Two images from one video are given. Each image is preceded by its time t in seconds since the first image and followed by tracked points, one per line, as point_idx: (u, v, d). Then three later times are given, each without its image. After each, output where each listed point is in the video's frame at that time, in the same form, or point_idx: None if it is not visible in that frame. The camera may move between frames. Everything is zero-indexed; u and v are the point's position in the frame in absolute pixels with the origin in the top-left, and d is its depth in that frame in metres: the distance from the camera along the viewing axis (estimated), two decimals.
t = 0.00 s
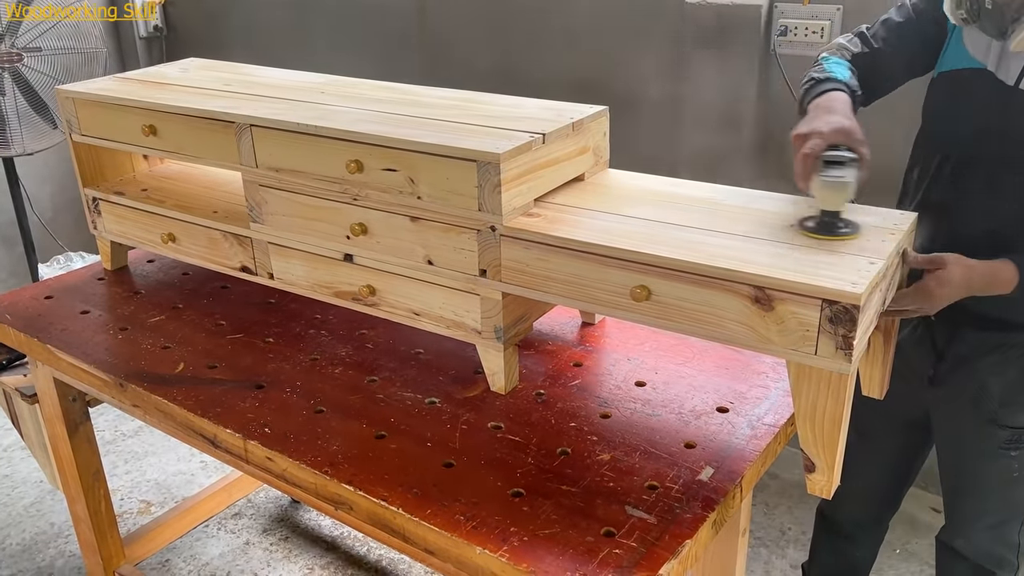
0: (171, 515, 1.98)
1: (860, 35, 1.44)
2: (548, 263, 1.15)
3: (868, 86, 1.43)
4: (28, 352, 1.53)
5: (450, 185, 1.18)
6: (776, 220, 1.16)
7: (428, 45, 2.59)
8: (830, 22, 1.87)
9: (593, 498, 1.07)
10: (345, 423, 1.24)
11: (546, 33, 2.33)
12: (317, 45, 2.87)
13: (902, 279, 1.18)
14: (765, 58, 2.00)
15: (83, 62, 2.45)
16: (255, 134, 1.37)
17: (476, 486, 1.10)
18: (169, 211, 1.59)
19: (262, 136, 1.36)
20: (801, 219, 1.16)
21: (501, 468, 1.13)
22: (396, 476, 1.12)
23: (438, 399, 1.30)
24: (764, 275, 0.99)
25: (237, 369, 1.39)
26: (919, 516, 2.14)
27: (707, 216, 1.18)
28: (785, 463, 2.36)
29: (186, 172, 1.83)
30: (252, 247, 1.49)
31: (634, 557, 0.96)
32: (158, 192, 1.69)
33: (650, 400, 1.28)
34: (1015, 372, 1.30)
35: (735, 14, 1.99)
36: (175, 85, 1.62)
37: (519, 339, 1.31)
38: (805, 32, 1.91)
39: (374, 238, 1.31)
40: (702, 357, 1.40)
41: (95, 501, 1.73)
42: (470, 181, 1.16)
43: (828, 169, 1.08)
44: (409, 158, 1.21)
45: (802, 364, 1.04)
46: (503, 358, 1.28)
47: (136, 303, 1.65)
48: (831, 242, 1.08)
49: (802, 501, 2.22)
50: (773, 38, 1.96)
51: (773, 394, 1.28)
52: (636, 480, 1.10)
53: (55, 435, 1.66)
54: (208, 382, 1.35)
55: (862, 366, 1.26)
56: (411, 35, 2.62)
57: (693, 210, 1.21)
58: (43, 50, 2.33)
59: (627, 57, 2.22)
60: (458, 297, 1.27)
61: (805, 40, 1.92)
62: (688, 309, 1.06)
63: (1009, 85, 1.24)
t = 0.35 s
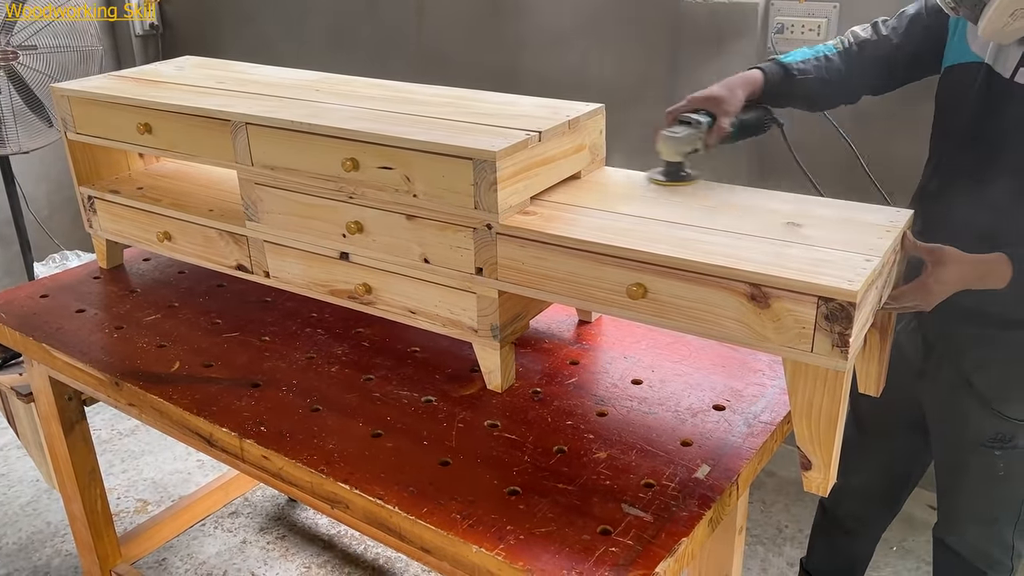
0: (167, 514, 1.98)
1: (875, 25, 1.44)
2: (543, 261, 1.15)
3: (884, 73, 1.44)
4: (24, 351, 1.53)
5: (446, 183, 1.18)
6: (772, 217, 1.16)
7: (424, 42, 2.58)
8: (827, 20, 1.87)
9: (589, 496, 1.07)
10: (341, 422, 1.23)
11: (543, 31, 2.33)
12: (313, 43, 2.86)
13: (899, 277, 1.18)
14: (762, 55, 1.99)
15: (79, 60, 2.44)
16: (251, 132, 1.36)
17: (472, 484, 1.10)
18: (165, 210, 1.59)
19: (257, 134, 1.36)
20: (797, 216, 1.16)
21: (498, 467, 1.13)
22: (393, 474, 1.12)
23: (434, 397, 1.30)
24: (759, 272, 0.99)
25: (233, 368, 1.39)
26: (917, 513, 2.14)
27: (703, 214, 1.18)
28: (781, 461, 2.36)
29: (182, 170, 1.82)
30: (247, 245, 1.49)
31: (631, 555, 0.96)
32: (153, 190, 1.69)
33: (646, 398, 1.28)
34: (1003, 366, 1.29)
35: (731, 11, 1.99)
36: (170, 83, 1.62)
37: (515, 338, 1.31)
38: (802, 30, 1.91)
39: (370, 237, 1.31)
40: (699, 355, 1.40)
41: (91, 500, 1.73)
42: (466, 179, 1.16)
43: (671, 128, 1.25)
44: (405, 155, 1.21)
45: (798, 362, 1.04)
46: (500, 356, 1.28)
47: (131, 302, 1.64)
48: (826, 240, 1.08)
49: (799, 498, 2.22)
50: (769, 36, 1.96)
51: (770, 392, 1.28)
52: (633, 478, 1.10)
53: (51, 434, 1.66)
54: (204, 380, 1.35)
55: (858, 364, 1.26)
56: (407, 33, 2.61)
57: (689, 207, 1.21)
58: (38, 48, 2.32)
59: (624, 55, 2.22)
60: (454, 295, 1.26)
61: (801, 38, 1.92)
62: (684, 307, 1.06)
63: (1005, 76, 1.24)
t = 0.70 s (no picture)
0: (167, 516, 1.99)
1: (824, 34, 1.30)
2: (543, 264, 1.17)
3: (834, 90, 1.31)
4: (27, 354, 1.54)
5: (447, 187, 1.20)
6: (768, 221, 1.18)
7: (424, 47, 2.60)
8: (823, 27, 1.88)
9: (589, 495, 1.08)
10: (344, 423, 1.25)
11: (542, 37, 2.35)
12: (313, 48, 2.88)
13: (894, 280, 1.20)
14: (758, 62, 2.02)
15: (80, 65, 2.46)
16: (254, 137, 1.38)
17: (473, 484, 1.11)
18: (168, 213, 1.60)
19: (260, 139, 1.37)
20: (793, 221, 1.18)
21: (498, 467, 1.15)
22: (395, 475, 1.13)
23: (435, 399, 1.32)
24: (756, 275, 1.01)
25: (235, 370, 1.40)
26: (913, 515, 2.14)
27: (701, 218, 1.20)
28: (779, 463, 2.37)
29: (184, 174, 1.84)
30: (250, 248, 1.50)
31: (629, 554, 0.98)
32: (156, 194, 1.70)
33: (644, 400, 1.30)
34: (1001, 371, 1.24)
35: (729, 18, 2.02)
36: (173, 88, 1.63)
37: (515, 340, 1.33)
38: (798, 36, 1.93)
39: (372, 240, 1.32)
40: (696, 357, 1.42)
41: (93, 502, 1.74)
42: (467, 183, 1.18)
43: (811, 198, 1.01)
44: (406, 160, 1.22)
45: (794, 364, 1.05)
46: (500, 358, 1.29)
47: (134, 305, 1.66)
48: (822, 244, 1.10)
49: (795, 500, 2.23)
50: (766, 43, 1.98)
51: (767, 394, 1.30)
52: (632, 478, 1.12)
53: (53, 436, 1.67)
54: (208, 382, 1.36)
55: (855, 366, 1.28)
56: (407, 38, 2.63)
57: (688, 212, 1.22)
58: (40, 52, 2.34)
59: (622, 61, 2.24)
60: (455, 298, 1.28)
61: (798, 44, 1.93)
62: (682, 309, 1.08)
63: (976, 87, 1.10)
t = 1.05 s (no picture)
0: (162, 519, 1.98)
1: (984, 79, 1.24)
2: (538, 264, 1.17)
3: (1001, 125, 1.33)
4: (22, 356, 1.54)
5: (441, 188, 1.20)
6: (762, 222, 1.18)
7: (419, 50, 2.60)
8: (816, 28, 1.92)
9: (584, 495, 1.09)
10: (339, 424, 1.25)
11: (537, 39, 2.35)
12: (307, 51, 2.88)
13: (887, 279, 1.20)
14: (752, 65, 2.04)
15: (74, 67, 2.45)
16: (248, 139, 1.38)
17: (468, 484, 1.11)
18: (163, 215, 1.60)
19: (255, 140, 1.37)
20: (787, 221, 1.19)
21: (494, 467, 1.15)
22: (390, 475, 1.13)
23: (431, 400, 1.32)
24: (750, 275, 1.01)
25: (231, 371, 1.40)
26: (907, 515, 2.15)
27: (695, 219, 1.20)
28: (773, 464, 2.38)
29: (178, 177, 1.84)
30: (244, 249, 1.50)
31: (624, 553, 0.98)
32: (151, 196, 1.70)
33: (639, 400, 1.30)
34: None
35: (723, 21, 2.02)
36: (168, 90, 1.63)
37: (510, 341, 1.33)
38: (791, 37, 1.96)
39: (367, 241, 1.33)
40: (691, 357, 1.42)
41: (88, 505, 1.74)
42: (462, 184, 1.18)
43: (959, 140, 1.05)
44: (401, 161, 1.23)
45: (788, 363, 1.06)
46: (495, 359, 1.30)
47: (129, 307, 1.66)
48: (816, 243, 1.10)
49: (790, 501, 2.24)
50: (760, 44, 2.01)
51: (761, 393, 1.30)
52: (627, 477, 1.12)
53: (48, 439, 1.67)
54: (203, 384, 1.36)
55: (848, 366, 1.28)
56: (402, 40, 2.63)
57: (682, 212, 1.23)
58: (34, 55, 2.34)
59: (616, 63, 2.24)
60: (449, 299, 1.28)
61: (790, 45, 1.97)
62: (676, 309, 1.08)
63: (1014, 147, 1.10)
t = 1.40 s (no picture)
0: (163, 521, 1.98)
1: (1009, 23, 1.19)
2: (536, 263, 1.16)
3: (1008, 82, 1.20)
4: (20, 360, 1.53)
5: (437, 188, 1.19)
6: (762, 219, 1.17)
7: (418, 47, 2.59)
8: (816, 22, 1.91)
9: (584, 496, 1.08)
10: (338, 427, 1.24)
11: (535, 35, 2.34)
12: (305, 50, 2.87)
13: (888, 275, 1.19)
14: (751, 59, 2.02)
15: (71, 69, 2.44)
16: (243, 140, 1.37)
17: (467, 487, 1.10)
18: (159, 217, 1.60)
19: (250, 142, 1.36)
20: (786, 217, 1.17)
21: (493, 469, 1.14)
22: (389, 477, 1.13)
23: (429, 401, 1.31)
24: (749, 272, 1.00)
25: (229, 374, 1.40)
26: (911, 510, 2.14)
27: (694, 216, 1.19)
28: (776, 461, 2.37)
29: (175, 178, 1.83)
30: (241, 251, 1.50)
31: (625, 555, 0.97)
32: (147, 198, 1.69)
33: (639, 399, 1.29)
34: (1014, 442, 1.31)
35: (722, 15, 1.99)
36: (163, 91, 1.62)
37: (509, 341, 1.32)
38: (790, 31, 1.95)
39: (364, 242, 1.32)
40: (691, 356, 1.41)
41: (88, 508, 1.73)
42: (457, 184, 1.17)
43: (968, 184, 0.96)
44: (397, 161, 1.22)
45: (788, 361, 1.05)
46: (494, 359, 1.29)
47: (127, 310, 1.65)
48: (815, 240, 1.09)
49: (793, 497, 2.23)
50: (758, 38, 1.99)
51: (762, 391, 1.29)
52: (627, 478, 1.11)
53: (47, 443, 1.66)
54: (201, 387, 1.35)
55: (850, 363, 1.27)
56: (399, 38, 2.62)
57: (680, 209, 1.22)
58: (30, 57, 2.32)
59: (614, 59, 2.23)
60: (447, 300, 1.27)
61: (789, 39, 1.96)
62: (675, 307, 1.07)
63: None
